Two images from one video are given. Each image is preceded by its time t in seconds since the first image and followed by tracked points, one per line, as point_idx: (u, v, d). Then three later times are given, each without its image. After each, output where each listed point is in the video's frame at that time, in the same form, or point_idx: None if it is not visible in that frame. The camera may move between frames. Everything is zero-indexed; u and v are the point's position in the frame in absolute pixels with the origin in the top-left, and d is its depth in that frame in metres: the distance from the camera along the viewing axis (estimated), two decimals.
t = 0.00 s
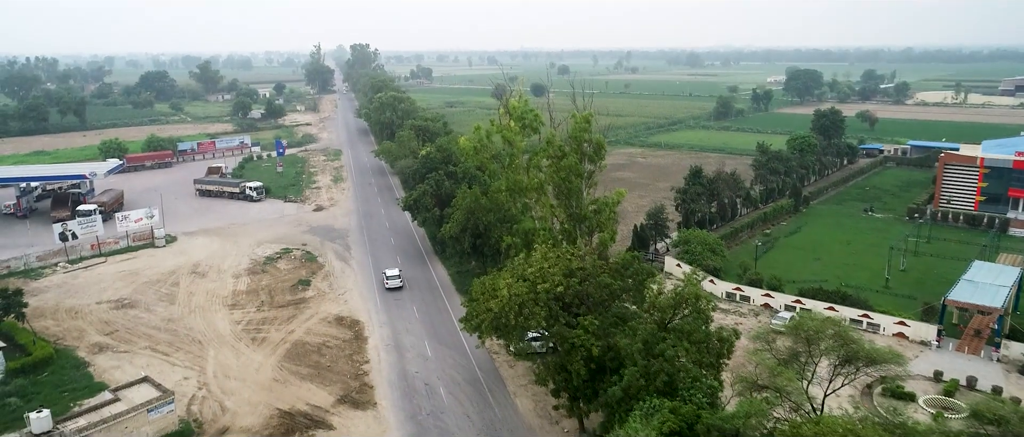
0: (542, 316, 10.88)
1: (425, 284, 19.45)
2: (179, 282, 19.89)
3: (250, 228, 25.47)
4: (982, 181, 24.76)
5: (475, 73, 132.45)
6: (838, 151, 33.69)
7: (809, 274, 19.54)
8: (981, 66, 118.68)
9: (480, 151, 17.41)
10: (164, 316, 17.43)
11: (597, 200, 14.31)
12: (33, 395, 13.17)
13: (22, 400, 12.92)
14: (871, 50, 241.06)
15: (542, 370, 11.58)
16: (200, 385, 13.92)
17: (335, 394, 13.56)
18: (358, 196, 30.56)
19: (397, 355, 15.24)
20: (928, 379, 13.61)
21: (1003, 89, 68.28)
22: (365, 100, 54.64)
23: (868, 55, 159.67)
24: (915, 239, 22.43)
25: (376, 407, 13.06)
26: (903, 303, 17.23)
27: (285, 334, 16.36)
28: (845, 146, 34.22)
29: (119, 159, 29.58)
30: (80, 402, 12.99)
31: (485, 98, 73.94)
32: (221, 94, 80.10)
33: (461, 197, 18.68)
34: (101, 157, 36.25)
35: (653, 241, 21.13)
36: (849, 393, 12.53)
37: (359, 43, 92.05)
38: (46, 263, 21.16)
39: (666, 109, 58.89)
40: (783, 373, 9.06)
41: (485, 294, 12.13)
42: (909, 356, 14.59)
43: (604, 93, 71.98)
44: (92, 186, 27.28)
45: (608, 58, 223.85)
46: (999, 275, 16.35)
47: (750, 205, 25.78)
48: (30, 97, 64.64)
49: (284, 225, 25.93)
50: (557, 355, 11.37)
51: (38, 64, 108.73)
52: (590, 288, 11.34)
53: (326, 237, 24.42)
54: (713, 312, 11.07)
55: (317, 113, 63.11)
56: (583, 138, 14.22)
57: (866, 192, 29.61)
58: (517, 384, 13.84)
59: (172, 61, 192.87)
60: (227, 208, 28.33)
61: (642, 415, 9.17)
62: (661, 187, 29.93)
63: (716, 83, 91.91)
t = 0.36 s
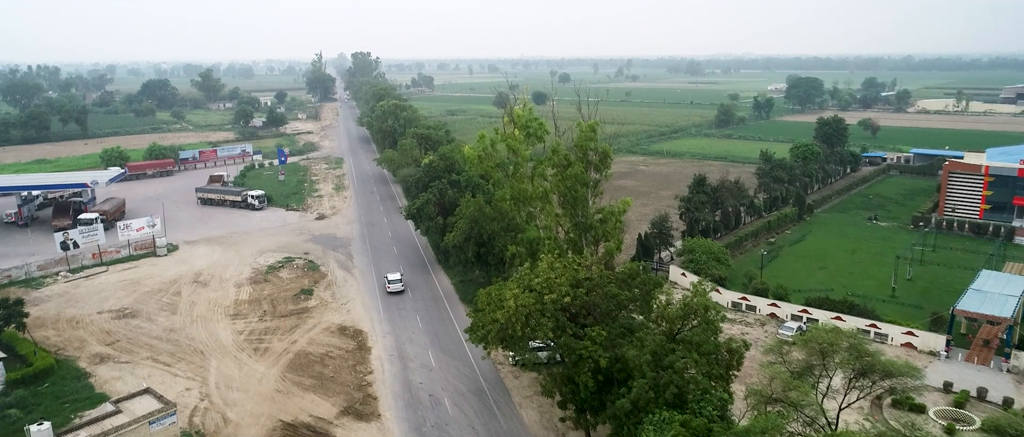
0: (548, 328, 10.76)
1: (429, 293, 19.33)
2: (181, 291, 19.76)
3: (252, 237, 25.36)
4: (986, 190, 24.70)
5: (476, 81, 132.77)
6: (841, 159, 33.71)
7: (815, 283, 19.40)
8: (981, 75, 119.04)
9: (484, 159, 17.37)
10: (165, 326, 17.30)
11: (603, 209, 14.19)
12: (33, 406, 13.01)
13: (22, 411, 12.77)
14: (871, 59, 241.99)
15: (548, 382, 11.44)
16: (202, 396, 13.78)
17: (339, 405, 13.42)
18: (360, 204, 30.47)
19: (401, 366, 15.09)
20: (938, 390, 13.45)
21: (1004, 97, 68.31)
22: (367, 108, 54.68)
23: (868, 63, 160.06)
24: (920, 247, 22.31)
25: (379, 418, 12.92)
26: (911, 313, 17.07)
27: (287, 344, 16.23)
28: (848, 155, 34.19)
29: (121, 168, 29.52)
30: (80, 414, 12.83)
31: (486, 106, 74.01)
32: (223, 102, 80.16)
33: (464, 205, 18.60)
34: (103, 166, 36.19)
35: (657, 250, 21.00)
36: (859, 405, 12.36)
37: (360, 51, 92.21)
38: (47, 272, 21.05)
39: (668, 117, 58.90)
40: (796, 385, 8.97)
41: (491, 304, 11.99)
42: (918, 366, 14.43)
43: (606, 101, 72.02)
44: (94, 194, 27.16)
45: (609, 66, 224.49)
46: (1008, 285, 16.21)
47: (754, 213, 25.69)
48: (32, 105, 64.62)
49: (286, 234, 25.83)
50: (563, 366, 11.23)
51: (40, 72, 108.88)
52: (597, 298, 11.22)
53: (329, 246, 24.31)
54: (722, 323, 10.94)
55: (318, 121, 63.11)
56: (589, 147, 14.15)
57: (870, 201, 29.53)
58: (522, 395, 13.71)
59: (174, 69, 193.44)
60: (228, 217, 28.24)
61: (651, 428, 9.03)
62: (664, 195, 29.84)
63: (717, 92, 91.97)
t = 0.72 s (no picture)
0: (556, 339, 10.63)
1: (432, 303, 19.20)
2: (182, 301, 19.63)
3: (254, 246, 25.25)
4: (992, 198, 24.59)
5: (477, 89, 133.10)
6: (845, 168, 33.63)
7: (821, 293, 19.26)
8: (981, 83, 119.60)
9: (488, 168, 17.26)
10: (167, 336, 17.17)
11: (608, 218, 14.07)
12: (34, 418, 12.86)
13: (22, 423, 12.62)
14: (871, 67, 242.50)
15: (555, 393, 11.29)
16: (204, 407, 13.63)
17: (342, 417, 13.26)
18: (362, 213, 30.38)
19: (405, 376, 14.95)
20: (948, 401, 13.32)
21: (1005, 105, 68.42)
22: (368, 116, 54.69)
23: (868, 71, 160.53)
24: (926, 257, 22.19)
25: (383, 430, 12.76)
26: (918, 323, 16.94)
27: (290, 355, 16.08)
28: (851, 163, 34.13)
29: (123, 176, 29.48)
30: (81, 426, 12.68)
31: (488, 114, 74.07)
32: (224, 110, 80.26)
33: (468, 215, 18.48)
34: (105, 174, 36.15)
35: (661, 259, 20.90)
36: (870, 418, 12.22)
37: (361, 59, 92.38)
38: (48, 281, 20.91)
39: (669, 125, 58.91)
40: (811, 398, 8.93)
41: (497, 315, 11.85)
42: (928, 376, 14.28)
43: (607, 109, 72.07)
44: (96, 202, 27.07)
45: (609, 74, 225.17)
46: (1017, 295, 16.07)
47: (757, 222, 25.59)
48: (33, 113, 64.71)
49: (288, 243, 25.73)
50: (570, 377, 11.09)
51: (42, 80, 109.11)
52: (604, 309, 11.09)
53: (331, 255, 24.19)
54: (731, 334, 10.82)
55: (319, 129, 63.15)
56: (594, 156, 14.05)
57: (874, 209, 29.43)
58: (528, 407, 13.54)
59: (175, 78, 193.95)
60: (230, 226, 28.16)
61: None
62: (667, 204, 29.74)
63: (717, 100, 92.13)
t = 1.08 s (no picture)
0: (563, 351, 10.49)
1: (435, 313, 19.05)
2: (184, 310, 19.50)
3: (256, 254, 25.14)
4: (997, 207, 24.49)
5: (478, 97, 133.35)
6: (848, 176, 33.55)
7: (827, 302, 19.12)
8: (981, 92, 119.83)
9: (491, 177, 17.13)
10: (168, 345, 17.03)
11: (614, 228, 13.94)
12: (33, 430, 12.70)
13: (21, 435, 12.47)
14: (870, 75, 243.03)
15: (562, 405, 11.16)
16: (205, 419, 13.48)
17: (345, 429, 13.11)
18: (364, 221, 30.27)
19: (408, 387, 14.81)
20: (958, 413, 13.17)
21: (1006, 113, 68.53)
22: (370, 124, 54.69)
23: (869, 80, 160.90)
24: (932, 266, 22.06)
25: None
26: (926, 333, 16.82)
27: (292, 365, 15.94)
28: (855, 172, 34.06)
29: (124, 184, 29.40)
30: None
31: (489, 122, 74.10)
32: (225, 118, 80.36)
33: (471, 224, 18.36)
34: (106, 182, 36.09)
35: (665, 268, 20.78)
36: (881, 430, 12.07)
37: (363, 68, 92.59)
38: (49, 290, 20.80)
39: (671, 133, 58.94)
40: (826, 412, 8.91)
41: (503, 325, 11.72)
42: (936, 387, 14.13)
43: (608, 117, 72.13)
44: (97, 210, 26.97)
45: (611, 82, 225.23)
46: None
47: (761, 230, 25.51)
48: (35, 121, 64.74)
49: (290, 251, 25.61)
50: (577, 389, 10.96)
51: (43, 88, 109.31)
52: (612, 319, 10.95)
53: (333, 264, 24.07)
54: (740, 345, 10.66)
55: (321, 137, 63.18)
56: (600, 165, 13.90)
57: (878, 217, 29.33)
58: (533, 418, 13.37)
59: (176, 86, 194.27)
60: (232, 234, 28.06)
61: None
62: (670, 212, 29.66)
63: (718, 108, 92.22)
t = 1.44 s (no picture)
0: (570, 362, 10.36)
1: (438, 323, 18.92)
2: (185, 319, 19.36)
3: (258, 263, 25.03)
4: (1002, 215, 24.39)
5: (479, 105, 133.59)
6: (851, 184, 33.47)
7: (833, 311, 19.01)
8: (983, 100, 119.87)
9: (495, 185, 17.04)
10: (170, 355, 16.89)
11: (620, 237, 13.82)
12: None
13: None
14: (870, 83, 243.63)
15: (568, 416, 11.02)
16: (207, 430, 13.32)
17: None
18: (366, 229, 30.18)
19: (412, 398, 14.66)
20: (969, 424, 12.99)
21: (1008, 121, 68.60)
22: (371, 132, 54.70)
23: (870, 88, 161.13)
24: (938, 275, 21.92)
25: None
26: (933, 342, 16.69)
27: (295, 375, 15.80)
28: (858, 179, 34.00)
29: (126, 192, 29.32)
30: None
31: (490, 130, 74.11)
32: (227, 126, 80.42)
33: (476, 232, 18.26)
34: (107, 190, 36.01)
35: (670, 277, 20.66)
36: None
37: (364, 76, 92.62)
38: (49, 300, 20.63)
39: (673, 141, 58.91)
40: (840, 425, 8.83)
41: (509, 336, 11.57)
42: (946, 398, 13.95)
43: (610, 125, 72.14)
44: (98, 219, 26.87)
45: (612, 90, 225.46)
46: None
47: (765, 239, 25.41)
48: (36, 129, 64.77)
49: (292, 260, 25.48)
50: (584, 401, 10.82)
51: (45, 96, 109.40)
52: (619, 330, 10.80)
53: (335, 273, 23.95)
54: (749, 356, 10.51)
55: (322, 145, 63.18)
56: (606, 173, 13.77)
57: (882, 226, 29.23)
58: (539, 430, 13.21)
59: (178, 95, 194.59)
60: (234, 243, 27.96)
61: None
62: (673, 221, 29.55)
63: (719, 116, 92.34)
